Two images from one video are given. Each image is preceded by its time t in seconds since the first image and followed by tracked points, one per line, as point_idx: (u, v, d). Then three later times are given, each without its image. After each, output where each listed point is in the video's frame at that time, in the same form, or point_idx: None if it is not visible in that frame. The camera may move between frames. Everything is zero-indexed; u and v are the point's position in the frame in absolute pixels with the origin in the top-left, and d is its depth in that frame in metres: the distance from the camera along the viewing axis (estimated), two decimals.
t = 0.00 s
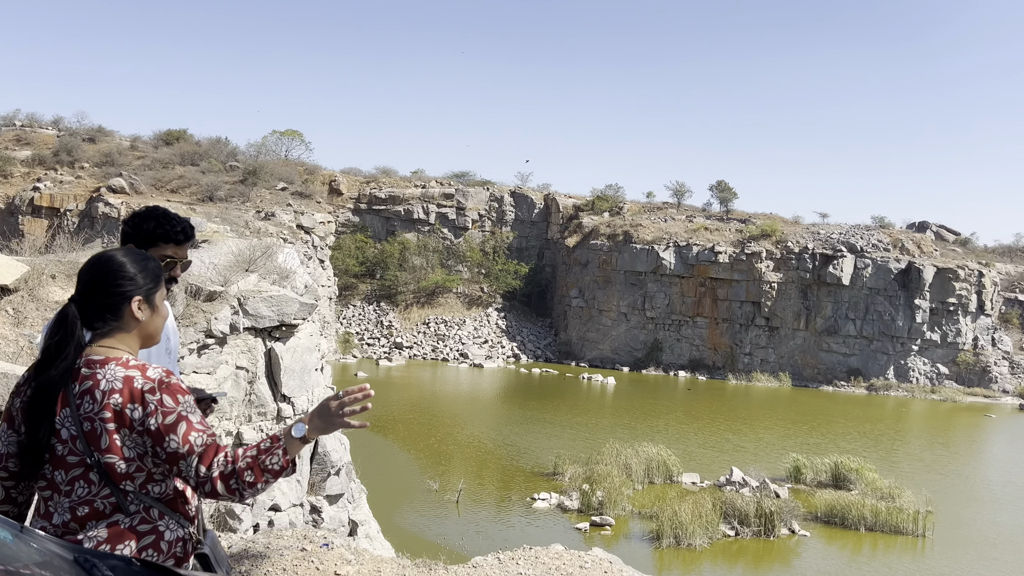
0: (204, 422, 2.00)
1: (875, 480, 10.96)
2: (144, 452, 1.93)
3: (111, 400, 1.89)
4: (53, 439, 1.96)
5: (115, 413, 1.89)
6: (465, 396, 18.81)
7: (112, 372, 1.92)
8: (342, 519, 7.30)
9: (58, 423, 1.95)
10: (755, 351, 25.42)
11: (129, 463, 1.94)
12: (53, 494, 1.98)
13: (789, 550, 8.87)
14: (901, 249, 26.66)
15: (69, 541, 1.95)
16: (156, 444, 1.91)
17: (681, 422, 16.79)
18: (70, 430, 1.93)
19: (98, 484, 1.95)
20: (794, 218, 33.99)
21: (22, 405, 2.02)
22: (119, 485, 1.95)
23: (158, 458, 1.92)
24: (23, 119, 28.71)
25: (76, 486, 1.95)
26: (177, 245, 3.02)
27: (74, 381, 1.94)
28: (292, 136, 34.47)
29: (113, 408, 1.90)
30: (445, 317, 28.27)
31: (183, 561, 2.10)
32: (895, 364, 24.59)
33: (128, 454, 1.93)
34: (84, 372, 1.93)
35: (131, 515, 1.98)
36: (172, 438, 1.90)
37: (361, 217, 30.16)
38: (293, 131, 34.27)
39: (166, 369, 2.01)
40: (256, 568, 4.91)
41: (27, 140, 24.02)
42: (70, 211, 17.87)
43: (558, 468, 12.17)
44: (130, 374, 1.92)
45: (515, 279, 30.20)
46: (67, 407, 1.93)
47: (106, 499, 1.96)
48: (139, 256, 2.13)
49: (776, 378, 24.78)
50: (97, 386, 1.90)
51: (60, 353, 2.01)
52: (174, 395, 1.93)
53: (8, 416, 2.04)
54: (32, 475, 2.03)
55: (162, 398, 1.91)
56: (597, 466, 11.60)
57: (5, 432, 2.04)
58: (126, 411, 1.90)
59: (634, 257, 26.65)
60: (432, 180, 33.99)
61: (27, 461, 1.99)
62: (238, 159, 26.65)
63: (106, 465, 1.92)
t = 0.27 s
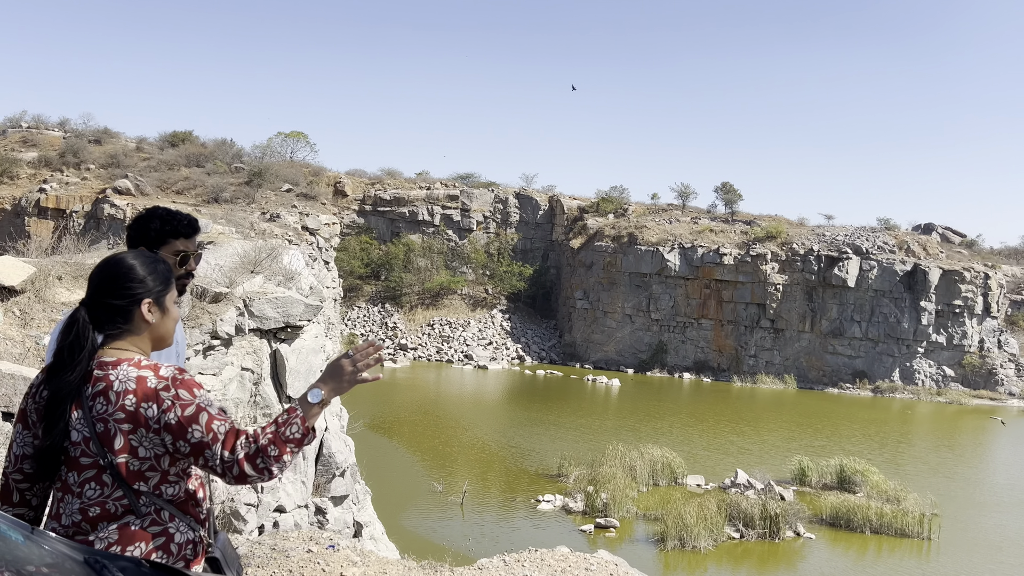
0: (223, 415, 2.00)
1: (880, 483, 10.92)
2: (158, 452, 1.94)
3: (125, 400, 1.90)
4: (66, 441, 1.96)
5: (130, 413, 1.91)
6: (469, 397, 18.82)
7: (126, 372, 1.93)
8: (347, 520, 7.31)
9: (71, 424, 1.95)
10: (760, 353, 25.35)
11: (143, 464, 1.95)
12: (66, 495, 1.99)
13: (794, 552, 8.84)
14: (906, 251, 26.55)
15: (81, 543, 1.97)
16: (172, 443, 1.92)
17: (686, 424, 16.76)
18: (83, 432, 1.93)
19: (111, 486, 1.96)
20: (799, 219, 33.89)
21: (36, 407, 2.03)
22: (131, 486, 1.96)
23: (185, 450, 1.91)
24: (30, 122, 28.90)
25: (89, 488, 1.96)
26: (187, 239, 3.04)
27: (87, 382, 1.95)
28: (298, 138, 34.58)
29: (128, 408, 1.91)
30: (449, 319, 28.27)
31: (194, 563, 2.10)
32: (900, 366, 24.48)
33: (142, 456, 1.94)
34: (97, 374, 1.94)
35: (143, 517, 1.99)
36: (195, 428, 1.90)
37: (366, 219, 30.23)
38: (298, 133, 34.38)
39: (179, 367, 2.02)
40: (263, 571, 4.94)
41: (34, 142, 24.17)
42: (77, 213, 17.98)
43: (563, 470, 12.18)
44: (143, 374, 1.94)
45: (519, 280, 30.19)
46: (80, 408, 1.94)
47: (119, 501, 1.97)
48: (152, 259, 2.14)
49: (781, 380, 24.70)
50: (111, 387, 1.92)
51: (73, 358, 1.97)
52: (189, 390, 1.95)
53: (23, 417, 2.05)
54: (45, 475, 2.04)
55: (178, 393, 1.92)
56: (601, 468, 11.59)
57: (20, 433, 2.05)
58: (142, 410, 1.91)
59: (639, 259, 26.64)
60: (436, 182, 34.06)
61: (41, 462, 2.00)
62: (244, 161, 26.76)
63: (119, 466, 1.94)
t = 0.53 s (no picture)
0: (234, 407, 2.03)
1: (887, 486, 10.86)
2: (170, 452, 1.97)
3: (134, 402, 1.92)
4: (74, 443, 1.98)
5: (139, 415, 1.92)
6: (474, 399, 18.85)
7: (132, 375, 1.95)
8: (352, 522, 7.33)
9: (79, 427, 1.97)
10: (766, 355, 25.26)
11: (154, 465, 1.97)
12: (74, 496, 2.01)
13: (799, 554, 8.82)
14: (913, 253, 26.44)
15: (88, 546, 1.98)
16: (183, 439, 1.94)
17: (690, 426, 16.72)
18: (91, 433, 1.95)
19: (119, 489, 1.97)
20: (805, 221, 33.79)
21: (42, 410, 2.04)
22: (140, 488, 1.97)
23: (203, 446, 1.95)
24: (38, 124, 29.10)
25: (97, 490, 1.97)
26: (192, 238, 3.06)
27: (94, 385, 1.96)
28: (303, 139, 34.66)
29: (138, 409, 1.92)
30: (454, 321, 28.30)
31: (199, 566, 2.12)
32: (907, 368, 24.36)
33: (152, 458, 1.96)
34: (104, 377, 1.95)
35: (150, 519, 2.01)
36: (210, 422, 1.94)
37: (371, 221, 30.31)
38: (304, 134, 34.48)
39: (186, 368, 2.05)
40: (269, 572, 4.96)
41: (42, 144, 24.33)
42: (84, 214, 18.09)
43: (568, 472, 12.17)
44: (151, 375, 1.96)
45: (524, 282, 30.18)
46: (88, 410, 1.95)
47: (126, 504, 1.98)
48: (152, 261, 2.13)
49: (787, 382, 24.62)
50: (119, 391, 1.93)
51: (74, 361, 2.01)
52: (197, 388, 1.98)
53: (30, 420, 2.06)
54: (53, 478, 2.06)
55: (187, 391, 1.96)
56: (605, 469, 11.59)
57: (28, 436, 2.07)
58: (151, 410, 1.92)
59: (644, 260, 26.62)
60: (442, 184, 34.12)
61: (49, 465, 2.02)
62: (250, 163, 26.87)
63: (128, 467, 1.95)
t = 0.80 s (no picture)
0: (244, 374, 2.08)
1: (891, 489, 10.81)
2: (189, 443, 2.00)
3: (149, 399, 1.93)
4: (79, 448, 1.97)
5: (157, 408, 1.93)
6: (478, 401, 18.85)
7: (143, 374, 1.94)
8: (355, 523, 7.34)
9: (86, 434, 1.96)
10: (770, 358, 25.21)
11: (168, 465, 1.99)
12: (81, 501, 2.01)
13: (803, 557, 8.80)
14: (917, 255, 26.38)
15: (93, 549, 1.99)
16: (208, 413, 1.98)
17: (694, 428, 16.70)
18: (101, 436, 1.95)
19: (128, 493, 1.98)
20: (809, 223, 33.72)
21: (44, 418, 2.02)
22: (148, 490, 1.99)
23: (231, 407, 1.99)
24: (44, 126, 29.26)
25: (104, 494, 1.98)
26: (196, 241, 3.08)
27: (101, 389, 1.95)
28: (307, 141, 34.76)
29: (155, 404, 1.93)
30: (458, 322, 28.33)
31: (201, 568, 2.17)
32: (911, 371, 24.27)
33: (166, 458, 1.98)
34: (111, 380, 1.94)
35: (158, 521, 2.03)
36: (233, 385, 1.99)
37: (375, 222, 30.39)
38: (308, 136, 34.57)
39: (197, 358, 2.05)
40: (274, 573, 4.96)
41: (47, 146, 24.45)
42: (89, 215, 18.18)
43: (571, 474, 12.17)
44: (164, 369, 1.96)
45: (528, 284, 30.19)
46: (96, 416, 1.94)
47: (134, 508, 2.00)
48: (153, 264, 2.12)
49: (791, 385, 24.56)
50: (131, 392, 1.93)
51: (72, 363, 2.01)
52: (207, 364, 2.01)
53: (32, 428, 2.05)
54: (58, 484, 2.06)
55: (200, 367, 1.99)
56: (609, 471, 11.58)
57: (30, 444, 2.07)
58: (170, 399, 1.94)
59: (648, 262, 26.60)
60: (446, 186, 34.17)
61: (53, 470, 2.02)
62: (254, 165, 26.96)
63: (141, 468, 1.97)
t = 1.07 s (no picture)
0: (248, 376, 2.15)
1: (892, 492, 10.81)
2: (202, 443, 2.04)
3: (165, 401, 1.95)
4: (89, 453, 1.93)
5: (174, 411, 1.96)
6: (479, 402, 18.85)
7: (154, 376, 1.96)
8: (356, 525, 7.35)
9: (97, 438, 1.93)
10: (771, 360, 25.20)
11: (183, 464, 2.02)
12: (93, 506, 1.98)
13: (804, 560, 8.79)
14: (919, 258, 26.35)
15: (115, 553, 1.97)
16: (218, 416, 2.04)
17: (694, 430, 16.68)
18: (116, 437, 1.93)
19: (146, 493, 1.98)
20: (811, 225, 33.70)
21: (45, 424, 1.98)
22: (167, 487, 2.01)
23: (238, 411, 2.06)
24: (46, 127, 29.32)
25: (123, 496, 1.97)
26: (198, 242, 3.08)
27: (110, 392, 1.93)
28: (309, 142, 34.80)
29: (170, 407, 1.96)
30: (459, 324, 28.34)
31: (217, 563, 2.20)
32: (913, 374, 24.24)
33: (187, 452, 2.02)
34: (122, 383, 1.93)
35: (176, 518, 2.04)
36: (241, 389, 2.06)
37: (377, 224, 30.43)
38: (310, 138, 34.61)
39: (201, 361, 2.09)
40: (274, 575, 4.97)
41: (50, 147, 24.49)
42: (91, 217, 18.21)
43: (572, 476, 12.17)
44: (172, 372, 1.98)
45: (529, 286, 30.19)
46: (109, 419, 1.92)
47: (154, 507, 2.00)
48: (152, 266, 2.13)
49: (792, 387, 24.54)
50: (144, 394, 1.93)
51: (75, 367, 1.95)
52: (214, 366, 2.06)
53: (30, 435, 2.01)
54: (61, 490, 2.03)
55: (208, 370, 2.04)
56: (609, 473, 11.58)
57: (25, 451, 2.02)
58: (183, 402, 1.97)
59: (649, 264, 26.60)
60: (447, 187, 34.20)
61: (58, 477, 1.97)
62: (256, 166, 26.98)
63: (157, 468, 1.98)
